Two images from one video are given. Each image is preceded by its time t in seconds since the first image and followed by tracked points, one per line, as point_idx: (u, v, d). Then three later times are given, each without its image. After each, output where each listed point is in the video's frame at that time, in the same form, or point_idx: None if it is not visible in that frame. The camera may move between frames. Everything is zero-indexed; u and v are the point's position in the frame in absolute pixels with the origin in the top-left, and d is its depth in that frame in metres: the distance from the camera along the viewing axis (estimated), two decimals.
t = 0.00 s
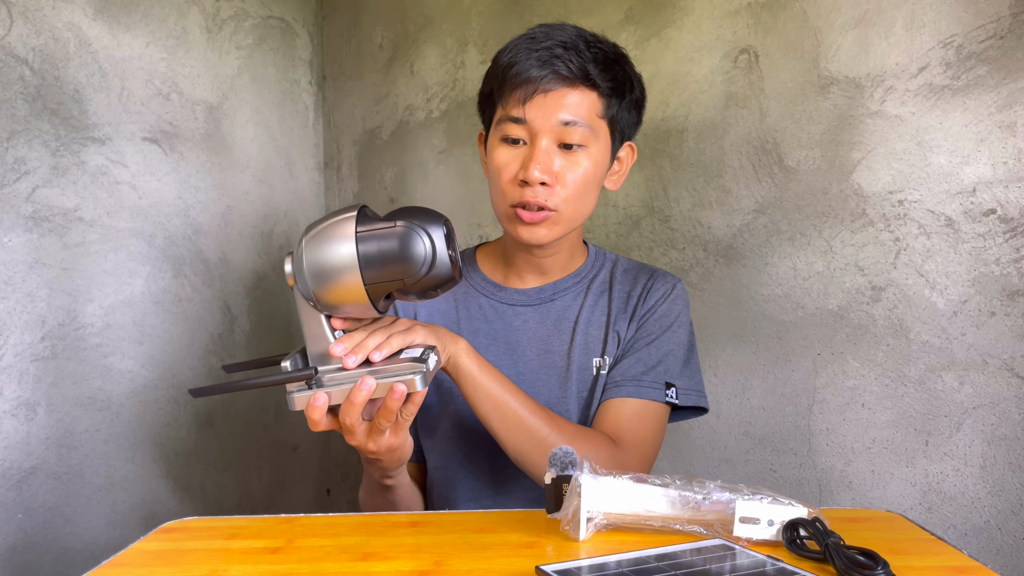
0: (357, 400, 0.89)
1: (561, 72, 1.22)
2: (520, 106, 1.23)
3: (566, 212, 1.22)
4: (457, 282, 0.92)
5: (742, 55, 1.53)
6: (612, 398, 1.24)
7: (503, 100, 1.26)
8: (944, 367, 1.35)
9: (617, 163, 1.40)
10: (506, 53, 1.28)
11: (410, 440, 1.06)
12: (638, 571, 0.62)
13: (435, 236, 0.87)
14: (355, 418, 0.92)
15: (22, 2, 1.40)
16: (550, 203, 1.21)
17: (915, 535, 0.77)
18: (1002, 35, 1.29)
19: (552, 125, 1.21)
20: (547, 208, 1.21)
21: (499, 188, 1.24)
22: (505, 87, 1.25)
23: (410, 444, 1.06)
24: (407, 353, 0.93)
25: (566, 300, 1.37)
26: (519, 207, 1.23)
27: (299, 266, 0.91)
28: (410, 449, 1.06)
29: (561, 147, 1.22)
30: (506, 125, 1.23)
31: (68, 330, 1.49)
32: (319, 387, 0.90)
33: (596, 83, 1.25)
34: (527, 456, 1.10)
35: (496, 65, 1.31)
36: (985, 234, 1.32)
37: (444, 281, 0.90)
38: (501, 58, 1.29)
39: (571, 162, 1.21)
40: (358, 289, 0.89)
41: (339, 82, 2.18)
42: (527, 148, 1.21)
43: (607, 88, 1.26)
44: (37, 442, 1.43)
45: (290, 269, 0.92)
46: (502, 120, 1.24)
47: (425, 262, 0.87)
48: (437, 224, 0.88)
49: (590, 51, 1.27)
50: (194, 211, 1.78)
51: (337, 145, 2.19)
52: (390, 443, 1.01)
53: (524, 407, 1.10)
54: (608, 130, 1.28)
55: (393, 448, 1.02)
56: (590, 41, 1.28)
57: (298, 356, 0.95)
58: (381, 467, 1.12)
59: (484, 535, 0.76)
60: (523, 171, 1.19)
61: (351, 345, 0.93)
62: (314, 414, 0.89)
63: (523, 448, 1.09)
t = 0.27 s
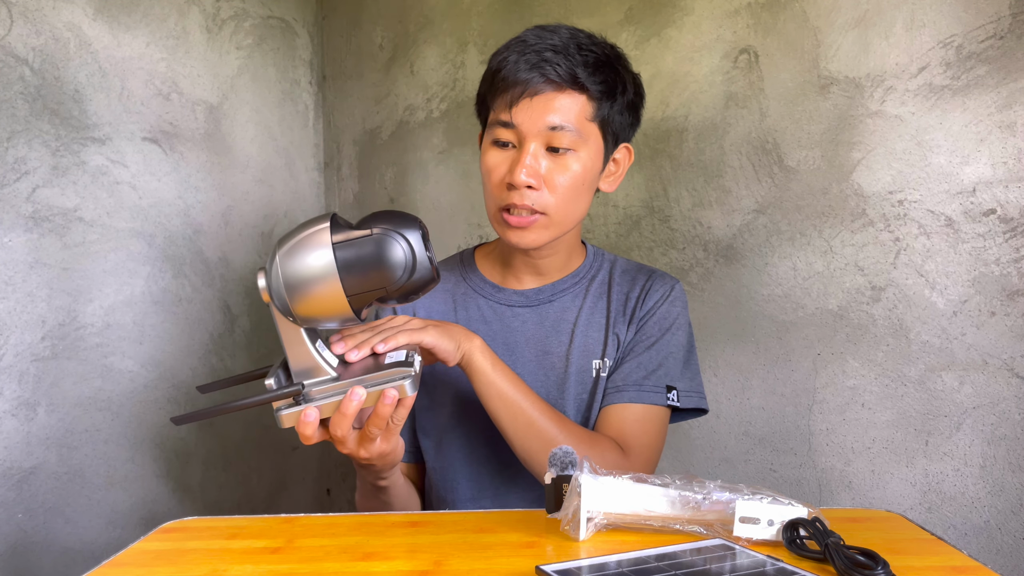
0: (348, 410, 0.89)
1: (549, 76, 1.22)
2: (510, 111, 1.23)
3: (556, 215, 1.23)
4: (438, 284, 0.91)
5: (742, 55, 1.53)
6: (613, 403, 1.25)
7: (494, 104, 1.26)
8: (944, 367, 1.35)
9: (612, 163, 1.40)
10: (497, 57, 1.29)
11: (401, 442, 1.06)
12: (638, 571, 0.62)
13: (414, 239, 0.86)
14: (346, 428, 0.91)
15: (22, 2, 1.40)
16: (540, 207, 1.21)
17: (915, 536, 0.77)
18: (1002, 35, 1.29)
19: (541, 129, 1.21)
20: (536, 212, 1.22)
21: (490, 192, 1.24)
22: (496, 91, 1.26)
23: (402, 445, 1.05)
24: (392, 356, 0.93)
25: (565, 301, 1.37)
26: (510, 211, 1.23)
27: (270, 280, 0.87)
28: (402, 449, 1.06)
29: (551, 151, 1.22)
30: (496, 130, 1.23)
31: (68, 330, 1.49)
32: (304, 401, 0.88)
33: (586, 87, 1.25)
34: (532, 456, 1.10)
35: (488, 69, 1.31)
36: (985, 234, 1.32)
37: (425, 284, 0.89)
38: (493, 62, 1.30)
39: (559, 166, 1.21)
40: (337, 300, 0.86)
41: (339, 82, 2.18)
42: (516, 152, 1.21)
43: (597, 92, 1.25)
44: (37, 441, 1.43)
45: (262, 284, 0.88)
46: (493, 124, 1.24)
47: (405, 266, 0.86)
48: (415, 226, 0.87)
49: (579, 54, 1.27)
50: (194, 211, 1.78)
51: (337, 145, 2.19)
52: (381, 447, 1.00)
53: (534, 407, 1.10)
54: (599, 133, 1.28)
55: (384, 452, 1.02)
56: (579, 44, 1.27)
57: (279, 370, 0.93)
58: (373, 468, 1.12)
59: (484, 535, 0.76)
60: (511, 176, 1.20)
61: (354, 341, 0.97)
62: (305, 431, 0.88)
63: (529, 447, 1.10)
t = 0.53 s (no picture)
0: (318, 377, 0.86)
1: (548, 74, 1.22)
2: (509, 109, 1.23)
3: (555, 213, 1.22)
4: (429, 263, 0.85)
5: (742, 55, 1.53)
6: (630, 416, 1.27)
7: (493, 102, 1.26)
8: (944, 368, 1.35)
9: (606, 163, 1.40)
10: (495, 56, 1.29)
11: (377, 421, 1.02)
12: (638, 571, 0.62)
13: (405, 217, 0.79)
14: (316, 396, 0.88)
15: (22, 2, 1.40)
16: (539, 205, 1.21)
17: (915, 536, 0.77)
18: (1001, 35, 1.29)
19: (540, 127, 1.21)
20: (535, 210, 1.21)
21: (488, 190, 1.24)
22: (494, 89, 1.26)
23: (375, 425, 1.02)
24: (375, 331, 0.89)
25: (561, 303, 1.36)
26: (508, 209, 1.23)
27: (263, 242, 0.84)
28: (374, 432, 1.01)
29: (549, 149, 1.22)
30: (495, 128, 1.23)
31: (68, 330, 1.49)
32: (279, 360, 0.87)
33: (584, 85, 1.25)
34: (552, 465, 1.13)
35: (486, 67, 1.31)
36: (985, 234, 1.32)
37: (412, 264, 0.82)
38: (489, 61, 1.30)
39: (558, 163, 1.20)
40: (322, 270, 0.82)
41: (338, 82, 2.18)
42: (516, 150, 1.21)
43: (595, 90, 1.26)
44: (37, 441, 1.43)
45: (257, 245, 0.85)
46: (491, 122, 1.24)
47: (391, 244, 0.79)
48: (408, 204, 0.80)
49: (577, 53, 1.27)
50: (194, 211, 1.78)
51: (337, 145, 2.19)
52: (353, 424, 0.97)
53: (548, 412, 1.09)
54: (597, 132, 1.28)
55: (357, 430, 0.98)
56: (577, 43, 1.28)
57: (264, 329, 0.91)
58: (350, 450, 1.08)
59: (485, 535, 0.76)
60: (510, 173, 1.19)
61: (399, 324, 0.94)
62: (273, 389, 0.86)
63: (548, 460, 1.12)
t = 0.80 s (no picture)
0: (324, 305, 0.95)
1: (555, 74, 1.22)
2: (516, 107, 1.23)
3: (561, 211, 1.23)
4: (443, 222, 0.87)
5: (742, 55, 1.53)
6: (617, 407, 1.26)
7: (498, 100, 1.25)
8: (944, 367, 1.35)
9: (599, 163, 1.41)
10: (498, 53, 1.27)
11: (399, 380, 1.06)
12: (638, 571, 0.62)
13: (417, 162, 0.84)
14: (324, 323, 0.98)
15: (22, 2, 1.40)
16: (546, 201, 1.21)
17: (915, 535, 0.77)
18: (1002, 35, 1.29)
19: (547, 126, 1.21)
20: (543, 207, 1.22)
21: (494, 187, 1.23)
22: (498, 87, 1.25)
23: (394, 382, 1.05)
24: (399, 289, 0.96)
25: (553, 301, 1.37)
26: (515, 205, 1.23)
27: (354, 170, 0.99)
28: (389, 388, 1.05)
29: (556, 147, 1.22)
30: (501, 126, 1.22)
31: (68, 330, 1.49)
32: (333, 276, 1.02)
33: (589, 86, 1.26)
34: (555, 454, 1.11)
35: (488, 64, 1.29)
36: (985, 234, 1.32)
37: (414, 211, 0.86)
38: (492, 58, 1.28)
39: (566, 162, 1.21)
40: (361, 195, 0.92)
41: (339, 82, 2.18)
42: (524, 148, 1.21)
43: (598, 90, 1.28)
44: (37, 441, 1.43)
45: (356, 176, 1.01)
46: (497, 120, 1.23)
47: (396, 181, 0.85)
48: (426, 152, 0.85)
49: (582, 54, 1.28)
50: (194, 211, 1.78)
51: (337, 145, 2.19)
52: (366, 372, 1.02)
53: (568, 399, 1.08)
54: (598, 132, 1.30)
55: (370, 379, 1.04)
56: (582, 44, 1.28)
57: (341, 257, 1.03)
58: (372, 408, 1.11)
59: (484, 535, 0.76)
60: (520, 171, 1.19)
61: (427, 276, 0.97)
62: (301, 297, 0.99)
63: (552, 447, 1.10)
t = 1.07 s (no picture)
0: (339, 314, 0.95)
1: (558, 66, 1.23)
2: (519, 98, 1.23)
3: (564, 200, 1.22)
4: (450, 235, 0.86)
5: (742, 55, 1.54)
6: (616, 407, 1.26)
7: (499, 92, 1.25)
8: (944, 368, 1.35)
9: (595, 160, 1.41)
10: (500, 46, 1.27)
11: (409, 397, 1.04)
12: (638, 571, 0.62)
13: (420, 174, 0.82)
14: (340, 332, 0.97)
15: (22, 2, 1.40)
16: (550, 190, 1.20)
17: (915, 536, 0.77)
18: (1002, 35, 1.29)
19: (549, 117, 1.22)
20: (546, 197, 1.21)
21: (496, 177, 1.22)
22: (500, 80, 1.25)
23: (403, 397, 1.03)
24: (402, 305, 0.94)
25: (552, 302, 1.37)
26: (518, 195, 1.22)
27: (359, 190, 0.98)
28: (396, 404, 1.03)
29: (559, 138, 1.23)
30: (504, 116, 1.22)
31: (68, 330, 1.49)
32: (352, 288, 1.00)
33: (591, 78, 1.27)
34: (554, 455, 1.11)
35: (488, 58, 1.29)
36: (985, 233, 1.32)
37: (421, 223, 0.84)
38: (492, 51, 1.28)
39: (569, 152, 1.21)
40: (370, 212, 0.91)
41: (339, 82, 2.18)
42: (527, 138, 1.21)
43: (599, 84, 1.29)
44: (37, 441, 1.43)
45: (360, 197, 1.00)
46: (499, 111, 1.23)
47: (401, 194, 0.83)
48: (429, 163, 0.83)
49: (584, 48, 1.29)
50: (194, 211, 1.78)
51: (337, 145, 2.19)
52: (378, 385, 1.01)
53: (571, 407, 1.08)
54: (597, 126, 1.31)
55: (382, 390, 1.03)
56: (583, 39, 1.30)
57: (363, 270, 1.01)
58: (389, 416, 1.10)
59: (485, 535, 0.76)
60: (524, 160, 1.19)
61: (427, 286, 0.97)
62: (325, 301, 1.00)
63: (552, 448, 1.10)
